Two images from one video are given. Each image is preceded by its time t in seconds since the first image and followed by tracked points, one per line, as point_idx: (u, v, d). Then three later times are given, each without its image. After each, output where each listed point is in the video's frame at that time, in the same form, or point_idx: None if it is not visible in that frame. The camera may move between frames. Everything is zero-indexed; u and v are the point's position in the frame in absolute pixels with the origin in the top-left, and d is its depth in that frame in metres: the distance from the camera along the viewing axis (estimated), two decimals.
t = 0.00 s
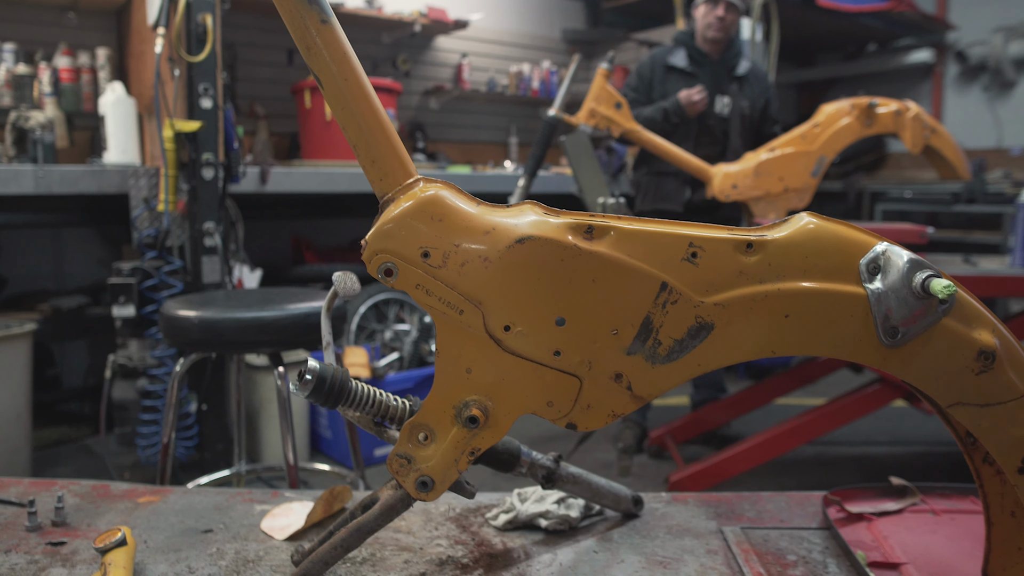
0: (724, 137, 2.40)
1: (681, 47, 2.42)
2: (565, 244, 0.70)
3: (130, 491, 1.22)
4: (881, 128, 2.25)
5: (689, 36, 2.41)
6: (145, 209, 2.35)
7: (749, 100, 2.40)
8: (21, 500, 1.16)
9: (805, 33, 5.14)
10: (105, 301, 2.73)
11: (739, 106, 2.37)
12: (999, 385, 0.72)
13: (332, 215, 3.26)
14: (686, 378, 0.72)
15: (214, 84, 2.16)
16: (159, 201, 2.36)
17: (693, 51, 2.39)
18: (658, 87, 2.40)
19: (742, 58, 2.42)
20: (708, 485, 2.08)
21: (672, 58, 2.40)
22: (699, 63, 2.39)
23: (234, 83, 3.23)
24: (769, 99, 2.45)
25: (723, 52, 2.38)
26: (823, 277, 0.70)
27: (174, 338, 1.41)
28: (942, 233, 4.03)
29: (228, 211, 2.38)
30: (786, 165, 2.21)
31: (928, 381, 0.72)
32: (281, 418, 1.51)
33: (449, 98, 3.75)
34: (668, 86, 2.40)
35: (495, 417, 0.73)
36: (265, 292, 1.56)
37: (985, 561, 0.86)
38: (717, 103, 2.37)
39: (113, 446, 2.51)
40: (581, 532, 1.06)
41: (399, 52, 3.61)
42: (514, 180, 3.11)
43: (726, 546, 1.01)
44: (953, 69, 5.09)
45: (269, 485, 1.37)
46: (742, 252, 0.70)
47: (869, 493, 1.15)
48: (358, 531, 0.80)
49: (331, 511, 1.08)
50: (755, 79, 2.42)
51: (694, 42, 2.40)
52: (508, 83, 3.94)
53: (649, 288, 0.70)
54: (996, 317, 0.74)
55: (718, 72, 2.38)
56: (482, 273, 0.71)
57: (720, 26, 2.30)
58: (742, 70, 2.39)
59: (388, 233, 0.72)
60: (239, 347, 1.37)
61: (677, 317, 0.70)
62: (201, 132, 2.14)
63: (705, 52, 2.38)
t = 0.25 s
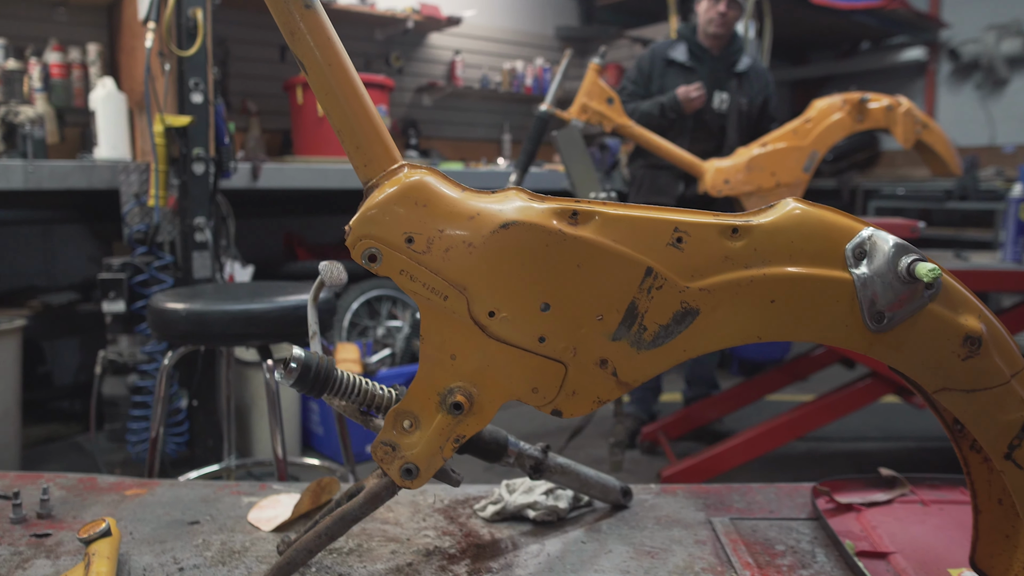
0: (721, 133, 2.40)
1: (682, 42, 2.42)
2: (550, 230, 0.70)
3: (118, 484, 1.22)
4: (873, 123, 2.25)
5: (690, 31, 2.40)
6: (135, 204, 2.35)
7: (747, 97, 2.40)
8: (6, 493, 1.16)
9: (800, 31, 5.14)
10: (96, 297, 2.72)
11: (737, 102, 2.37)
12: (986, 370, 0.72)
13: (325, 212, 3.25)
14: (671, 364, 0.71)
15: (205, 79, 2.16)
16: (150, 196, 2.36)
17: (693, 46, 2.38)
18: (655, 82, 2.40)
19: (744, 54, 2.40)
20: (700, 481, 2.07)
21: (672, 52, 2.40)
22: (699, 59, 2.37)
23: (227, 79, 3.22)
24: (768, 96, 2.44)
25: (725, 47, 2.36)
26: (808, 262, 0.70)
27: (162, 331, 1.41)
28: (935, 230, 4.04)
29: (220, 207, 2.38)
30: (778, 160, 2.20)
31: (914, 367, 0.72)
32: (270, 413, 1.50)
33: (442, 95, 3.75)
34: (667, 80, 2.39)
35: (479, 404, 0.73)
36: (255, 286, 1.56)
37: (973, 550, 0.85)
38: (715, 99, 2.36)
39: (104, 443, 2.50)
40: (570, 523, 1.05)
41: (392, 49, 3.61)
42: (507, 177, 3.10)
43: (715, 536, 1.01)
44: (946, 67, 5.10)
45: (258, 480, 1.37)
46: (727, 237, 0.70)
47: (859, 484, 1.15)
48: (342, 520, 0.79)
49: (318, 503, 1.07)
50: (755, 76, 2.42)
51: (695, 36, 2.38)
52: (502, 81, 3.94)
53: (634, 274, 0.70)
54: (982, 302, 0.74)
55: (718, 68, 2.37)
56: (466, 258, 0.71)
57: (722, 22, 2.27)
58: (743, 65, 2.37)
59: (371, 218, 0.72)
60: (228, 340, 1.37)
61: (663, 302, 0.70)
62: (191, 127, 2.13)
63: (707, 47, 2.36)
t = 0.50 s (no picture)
0: (707, 127, 2.38)
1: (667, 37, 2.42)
2: (535, 217, 0.70)
3: (105, 478, 1.21)
4: (864, 119, 2.25)
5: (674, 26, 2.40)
6: (126, 200, 2.35)
7: (733, 90, 2.37)
8: None
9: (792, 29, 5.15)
10: (86, 295, 2.71)
11: (722, 96, 2.33)
12: (971, 357, 0.72)
13: (316, 209, 3.24)
14: (657, 350, 0.71)
15: (195, 74, 2.14)
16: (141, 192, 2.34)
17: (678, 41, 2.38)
18: (641, 78, 2.40)
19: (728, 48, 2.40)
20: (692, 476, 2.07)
21: (656, 48, 2.40)
22: (684, 53, 2.38)
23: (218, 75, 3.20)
24: (754, 90, 2.42)
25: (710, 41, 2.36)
26: (794, 249, 0.70)
27: (149, 324, 1.40)
28: (927, 228, 4.04)
29: (210, 203, 2.38)
30: (771, 155, 2.21)
31: (900, 353, 0.71)
32: (259, 408, 1.50)
33: (434, 93, 3.74)
34: (653, 76, 2.40)
35: (465, 392, 0.73)
36: (242, 280, 1.56)
37: (961, 539, 0.85)
38: (700, 92, 2.33)
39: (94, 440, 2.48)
40: (558, 515, 1.05)
41: (384, 46, 3.60)
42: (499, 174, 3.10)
43: (703, 527, 1.00)
44: (937, 65, 5.11)
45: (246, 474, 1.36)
46: (713, 224, 0.70)
47: (848, 475, 1.15)
48: (327, 509, 0.79)
49: (306, 496, 1.07)
50: (739, 69, 2.40)
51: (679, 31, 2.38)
52: (494, 78, 3.93)
53: (620, 261, 0.69)
54: (967, 290, 0.74)
55: (704, 61, 2.36)
56: (451, 245, 0.70)
57: (706, 15, 2.28)
58: (727, 59, 2.36)
59: (356, 206, 0.71)
60: (216, 334, 1.37)
61: (648, 289, 0.70)
62: (182, 123, 2.11)
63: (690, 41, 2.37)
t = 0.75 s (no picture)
0: (693, 122, 2.40)
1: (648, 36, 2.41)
2: (516, 208, 0.69)
3: (90, 474, 1.21)
4: (853, 117, 2.26)
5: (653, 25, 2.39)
6: (113, 197, 2.34)
7: (716, 85, 2.39)
8: None
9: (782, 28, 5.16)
10: (75, 293, 2.70)
11: (707, 92, 2.36)
12: (952, 348, 0.72)
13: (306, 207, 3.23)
14: (639, 342, 0.71)
15: (183, 71, 2.12)
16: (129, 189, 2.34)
17: (658, 39, 2.38)
18: (624, 78, 2.39)
19: (709, 44, 2.40)
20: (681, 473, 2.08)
21: (638, 47, 2.38)
22: (665, 51, 2.37)
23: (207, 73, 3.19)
24: (737, 85, 2.44)
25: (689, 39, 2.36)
26: (775, 240, 0.70)
27: (136, 320, 1.40)
28: (917, 226, 4.06)
29: (199, 200, 2.37)
30: (760, 153, 2.21)
31: (882, 344, 0.72)
32: (246, 405, 1.49)
33: (425, 91, 3.75)
34: (635, 76, 2.37)
35: (447, 384, 0.73)
36: (229, 277, 1.55)
37: (945, 531, 0.86)
38: (684, 89, 2.36)
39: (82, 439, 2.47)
40: (544, 510, 1.05)
41: (374, 44, 3.60)
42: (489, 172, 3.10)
43: (688, 521, 1.00)
44: (927, 64, 5.14)
45: (232, 471, 1.35)
46: (694, 216, 0.70)
47: (834, 470, 1.15)
48: (309, 503, 0.79)
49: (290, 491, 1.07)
50: (721, 64, 2.40)
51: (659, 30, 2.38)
52: (485, 76, 3.93)
53: (601, 252, 0.69)
54: (949, 281, 0.74)
55: (685, 59, 2.36)
56: (433, 237, 0.71)
57: (679, 19, 2.29)
58: (709, 54, 2.36)
59: (338, 197, 0.71)
60: (203, 329, 1.37)
61: (629, 281, 0.70)
62: (170, 120, 2.08)
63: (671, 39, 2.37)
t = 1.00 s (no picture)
0: (677, 119, 2.40)
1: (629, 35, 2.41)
2: (491, 204, 0.70)
3: (70, 473, 1.20)
4: (837, 116, 2.27)
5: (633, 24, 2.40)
6: (98, 196, 2.33)
7: (700, 82, 2.40)
8: None
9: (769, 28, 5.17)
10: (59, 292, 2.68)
11: (690, 89, 2.37)
12: (925, 343, 0.73)
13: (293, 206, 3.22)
14: (614, 338, 0.72)
15: (168, 69, 2.10)
16: (113, 189, 2.33)
17: (639, 37, 2.38)
18: (605, 77, 2.40)
19: (691, 41, 2.41)
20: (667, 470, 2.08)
21: (619, 45, 2.38)
22: (647, 49, 2.38)
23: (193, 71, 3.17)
24: (721, 81, 2.44)
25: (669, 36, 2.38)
26: (750, 236, 0.70)
27: (118, 319, 1.39)
28: (904, 226, 4.07)
29: (184, 199, 2.36)
30: (745, 152, 2.22)
31: (856, 340, 0.72)
32: (229, 404, 1.49)
33: (413, 90, 3.75)
34: (617, 75, 2.38)
35: (424, 379, 0.73)
36: (212, 276, 1.55)
37: (920, 524, 0.86)
38: (667, 86, 2.37)
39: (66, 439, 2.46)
40: (525, 507, 1.05)
41: (362, 43, 3.60)
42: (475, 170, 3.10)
43: (668, 517, 1.00)
44: (913, 65, 5.16)
45: (214, 469, 1.35)
46: (669, 212, 0.70)
47: (814, 466, 1.16)
48: (287, 499, 0.79)
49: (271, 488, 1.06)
50: (705, 60, 2.41)
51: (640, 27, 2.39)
52: (473, 76, 3.93)
53: (576, 248, 0.70)
54: (923, 276, 0.74)
55: (667, 56, 2.37)
56: (409, 233, 0.71)
57: (654, 18, 2.30)
58: (691, 51, 2.37)
59: (314, 194, 0.72)
60: (186, 328, 1.36)
61: (604, 276, 0.70)
62: (154, 118, 2.07)
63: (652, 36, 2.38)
